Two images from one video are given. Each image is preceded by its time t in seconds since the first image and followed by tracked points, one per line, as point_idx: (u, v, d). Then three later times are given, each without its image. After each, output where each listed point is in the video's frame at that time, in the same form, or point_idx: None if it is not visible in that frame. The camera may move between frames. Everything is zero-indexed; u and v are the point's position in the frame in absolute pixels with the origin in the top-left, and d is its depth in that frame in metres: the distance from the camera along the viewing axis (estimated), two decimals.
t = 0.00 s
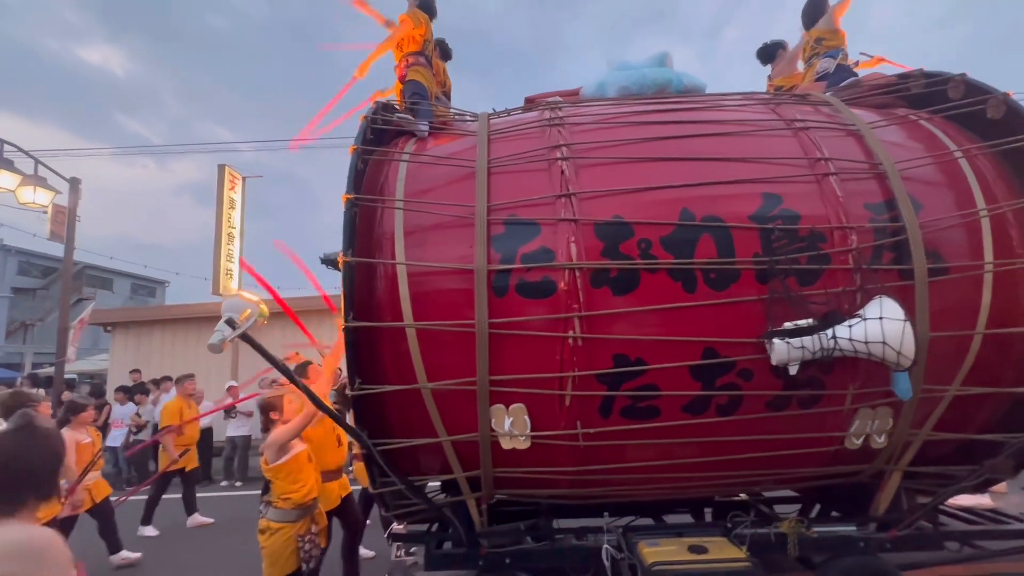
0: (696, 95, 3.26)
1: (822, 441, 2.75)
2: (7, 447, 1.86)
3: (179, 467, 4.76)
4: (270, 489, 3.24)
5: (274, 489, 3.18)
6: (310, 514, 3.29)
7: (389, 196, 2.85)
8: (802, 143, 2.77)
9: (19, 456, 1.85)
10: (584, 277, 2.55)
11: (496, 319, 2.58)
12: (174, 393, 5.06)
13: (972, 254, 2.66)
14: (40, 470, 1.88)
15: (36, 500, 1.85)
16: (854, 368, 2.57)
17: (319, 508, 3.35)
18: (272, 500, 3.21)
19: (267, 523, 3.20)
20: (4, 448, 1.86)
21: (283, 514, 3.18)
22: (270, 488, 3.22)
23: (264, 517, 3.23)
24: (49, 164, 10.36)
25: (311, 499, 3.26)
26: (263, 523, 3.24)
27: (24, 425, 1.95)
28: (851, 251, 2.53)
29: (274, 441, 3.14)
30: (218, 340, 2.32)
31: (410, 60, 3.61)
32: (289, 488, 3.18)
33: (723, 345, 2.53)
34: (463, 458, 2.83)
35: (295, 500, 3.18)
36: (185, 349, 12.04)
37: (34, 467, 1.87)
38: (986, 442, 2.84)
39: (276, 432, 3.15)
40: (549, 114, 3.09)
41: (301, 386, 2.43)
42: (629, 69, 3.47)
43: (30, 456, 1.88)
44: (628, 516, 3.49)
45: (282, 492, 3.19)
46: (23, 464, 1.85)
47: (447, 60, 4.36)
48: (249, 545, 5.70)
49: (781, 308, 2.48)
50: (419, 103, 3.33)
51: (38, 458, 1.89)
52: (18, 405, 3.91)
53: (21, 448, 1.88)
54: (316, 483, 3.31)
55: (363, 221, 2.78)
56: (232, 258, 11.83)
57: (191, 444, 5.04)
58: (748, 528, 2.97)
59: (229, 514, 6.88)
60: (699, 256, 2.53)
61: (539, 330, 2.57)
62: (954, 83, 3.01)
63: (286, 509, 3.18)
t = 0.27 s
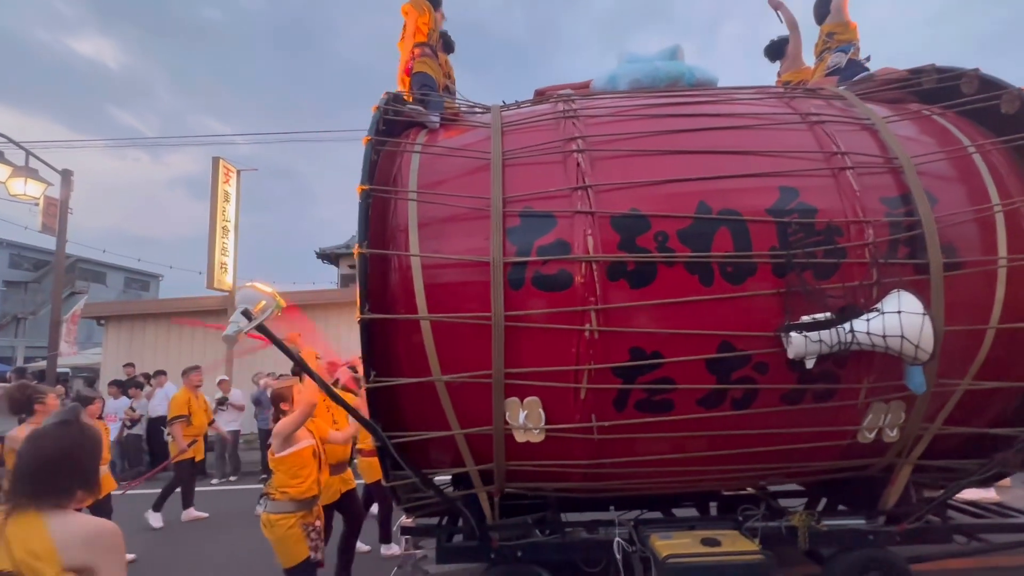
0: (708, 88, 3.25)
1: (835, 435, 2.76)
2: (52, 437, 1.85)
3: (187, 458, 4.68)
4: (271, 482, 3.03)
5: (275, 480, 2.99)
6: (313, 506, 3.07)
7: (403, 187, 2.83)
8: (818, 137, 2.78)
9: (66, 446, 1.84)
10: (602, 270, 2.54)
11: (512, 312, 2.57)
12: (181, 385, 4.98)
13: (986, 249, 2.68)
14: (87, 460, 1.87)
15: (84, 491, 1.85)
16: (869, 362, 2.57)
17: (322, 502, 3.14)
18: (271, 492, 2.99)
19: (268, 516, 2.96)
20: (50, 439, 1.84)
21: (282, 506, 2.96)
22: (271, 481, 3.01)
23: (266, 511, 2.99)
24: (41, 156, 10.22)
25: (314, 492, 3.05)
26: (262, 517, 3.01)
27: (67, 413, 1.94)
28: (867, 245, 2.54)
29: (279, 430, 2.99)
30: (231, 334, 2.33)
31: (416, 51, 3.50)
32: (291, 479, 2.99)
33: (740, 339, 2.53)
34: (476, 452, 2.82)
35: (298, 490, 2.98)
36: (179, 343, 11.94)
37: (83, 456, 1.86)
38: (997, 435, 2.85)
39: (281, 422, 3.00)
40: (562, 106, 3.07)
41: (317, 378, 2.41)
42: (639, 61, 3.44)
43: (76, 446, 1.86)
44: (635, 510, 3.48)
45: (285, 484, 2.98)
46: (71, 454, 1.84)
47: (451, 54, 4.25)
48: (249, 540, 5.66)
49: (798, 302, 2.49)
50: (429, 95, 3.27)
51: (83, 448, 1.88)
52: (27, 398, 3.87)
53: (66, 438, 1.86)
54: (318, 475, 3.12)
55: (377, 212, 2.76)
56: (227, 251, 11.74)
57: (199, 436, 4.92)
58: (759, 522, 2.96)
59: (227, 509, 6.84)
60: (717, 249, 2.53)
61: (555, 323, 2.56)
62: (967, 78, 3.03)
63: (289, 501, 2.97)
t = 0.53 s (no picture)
0: (716, 86, 3.25)
1: (843, 432, 2.77)
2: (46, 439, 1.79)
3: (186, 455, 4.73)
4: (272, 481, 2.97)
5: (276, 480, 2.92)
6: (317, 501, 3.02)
7: (412, 180, 2.81)
8: (828, 135, 2.79)
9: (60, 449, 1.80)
10: (615, 266, 2.53)
11: (524, 308, 2.56)
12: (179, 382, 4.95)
13: (994, 247, 2.71)
14: (81, 463, 1.83)
15: (79, 493, 1.82)
16: (879, 359, 2.58)
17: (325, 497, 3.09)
18: (274, 492, 2.93)
19: (273, 516, 2.90)
20: (46, 438, 1.79)
21: (284, 506, 2.89)
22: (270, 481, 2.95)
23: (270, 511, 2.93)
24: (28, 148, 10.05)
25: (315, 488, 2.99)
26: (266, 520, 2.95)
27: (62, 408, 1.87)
28: (879, 243, 2.56)
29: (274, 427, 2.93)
30: (242, 327, 2.29)
31: (422, 44, 3.47)
32: (290, 477, 2.93)
33: (752, 335, 2.53)
34: (485, 449, 2.80)
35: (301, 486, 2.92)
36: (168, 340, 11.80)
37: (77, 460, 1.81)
38: (1002, 432, 2.87)
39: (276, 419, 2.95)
40: (572, 102, 3.06)
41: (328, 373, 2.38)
42: (646, 58, 3.41)
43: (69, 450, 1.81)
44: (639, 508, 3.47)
45: (285, 483, 2.91)
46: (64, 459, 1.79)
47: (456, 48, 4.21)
48: (242, 539, 5.60)
49: (810, 299, 2.50)
50: (435, 88, 3.23)
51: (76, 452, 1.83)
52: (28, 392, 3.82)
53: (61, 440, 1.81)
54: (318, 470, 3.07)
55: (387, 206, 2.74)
56: (218, 247, 11.62)
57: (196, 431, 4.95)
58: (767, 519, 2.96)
59: (220, 507, 6.77)
60: (730, 246, 2.54)
61: (567, 319, 2.55)
62: (973, 78, 3.05)
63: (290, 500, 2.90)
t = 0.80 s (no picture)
0: (724, 87, 3.26)
1: (851, 432, 2.78)
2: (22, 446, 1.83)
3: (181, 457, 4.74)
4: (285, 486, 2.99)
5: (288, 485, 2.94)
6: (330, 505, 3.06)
7: (422, 178, 2.79)
8: (838, 137, 2.81)
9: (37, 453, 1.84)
10: (628, 265, 2.53)
11: (536, 307, 2.55)
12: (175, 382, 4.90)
13: (1001, 249, 2.74)
14: (58, 464, 1.88)
15: (57, 492, 1.86)
16: (889, 360, 2.60)
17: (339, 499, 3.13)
18: (288, 497, 2.95)
19: (288, 521, 2.93)
20: (27, 438, 1.85)
21: (300, 510, 2.92)
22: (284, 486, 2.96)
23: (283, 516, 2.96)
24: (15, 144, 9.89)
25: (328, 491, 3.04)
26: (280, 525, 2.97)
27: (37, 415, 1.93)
28: (889, 244, 2.58)
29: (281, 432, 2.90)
30: (253, 325, 2.28)
31: (432, 42, 3.48)
32: (303, 481, 2.95)
33: (764, 336, 2.54)
34: (494, 449, 2.78)
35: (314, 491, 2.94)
36: (157, 339, 11.66)
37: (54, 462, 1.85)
38: (1007, 434, 2.90)
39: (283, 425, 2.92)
40: (581, 101, 3.05)
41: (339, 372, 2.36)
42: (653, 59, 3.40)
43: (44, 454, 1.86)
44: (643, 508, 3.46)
45: (299, 488, 2.94)
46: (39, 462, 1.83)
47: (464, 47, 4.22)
48: (235, 541, 5.52)
49: (822, 300, 2.51)
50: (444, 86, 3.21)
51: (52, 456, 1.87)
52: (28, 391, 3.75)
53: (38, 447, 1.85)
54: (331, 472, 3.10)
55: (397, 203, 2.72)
56: (208, 246, 11.50)
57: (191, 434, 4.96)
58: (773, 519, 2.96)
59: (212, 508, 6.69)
60: (742, 246, 2.54)
61: (580, 319, 2.54)
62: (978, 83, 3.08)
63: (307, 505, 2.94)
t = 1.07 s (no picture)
0: (728, 95, 3.29)
1: (853, 436, 2.82)
2: None
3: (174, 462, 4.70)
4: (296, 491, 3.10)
5: (299, 490, 3.06)
6: (340, 511, 3.14)
7: (431, 180, 2.79)
8: (841, 145, 2.85)
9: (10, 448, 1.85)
10: (638, 270, 2.55)
11: (546, 310, 2.56)
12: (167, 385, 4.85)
13: (998, 257, 2.80)
14: (32, 463, 1.89)
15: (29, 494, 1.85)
16: (891, 366, 2.65)
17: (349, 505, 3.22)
18: (299, 502, 3.06)
19: (297, 526, 3.04)
20: None
21: (311, 515, 3.03)
22: (295, 491, 3.07)
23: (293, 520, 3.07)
24: None
25: (338, 496, 3.12)
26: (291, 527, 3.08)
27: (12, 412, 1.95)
28: (892, 252, 2.62)
29: (294, 439, 3.04)
30: (264, 327, 2.29)
31: (435, 44, 3.48)
32: (314, 486, 3.06)
33: (771, 341, 2.57)
34: (501, 452, 2.78)
35: (323, 498, 3.05)
36: (141, 340, 11.50)
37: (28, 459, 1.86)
38: (1003, 438, 2.96)
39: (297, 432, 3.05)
40: (588, 107, 3.07)
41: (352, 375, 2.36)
42: (656, 65, 3.41)
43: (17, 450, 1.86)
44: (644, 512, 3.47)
45: (310, 493, 3.04)
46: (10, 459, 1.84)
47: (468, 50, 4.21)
48: (225, 547, 5.45)
49: (827, 305, 2.55)
50: (449, 89, 3.21)
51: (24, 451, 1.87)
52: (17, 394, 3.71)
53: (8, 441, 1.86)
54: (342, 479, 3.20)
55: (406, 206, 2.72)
56: (194, 247, 11.36)
57: (185, 438, 4.91)
58: (777, 521, 2.98)
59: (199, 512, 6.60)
60: (750, 252, 2.57)
61: (590, 322, 2.55)
62: (974, 95, 3.15)
63: (316, 510, 3.04)
